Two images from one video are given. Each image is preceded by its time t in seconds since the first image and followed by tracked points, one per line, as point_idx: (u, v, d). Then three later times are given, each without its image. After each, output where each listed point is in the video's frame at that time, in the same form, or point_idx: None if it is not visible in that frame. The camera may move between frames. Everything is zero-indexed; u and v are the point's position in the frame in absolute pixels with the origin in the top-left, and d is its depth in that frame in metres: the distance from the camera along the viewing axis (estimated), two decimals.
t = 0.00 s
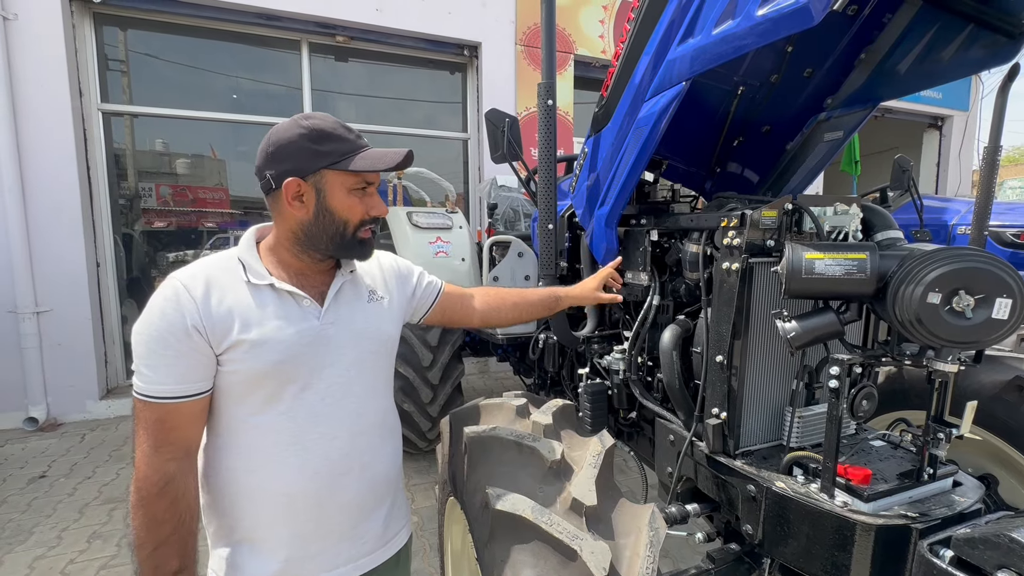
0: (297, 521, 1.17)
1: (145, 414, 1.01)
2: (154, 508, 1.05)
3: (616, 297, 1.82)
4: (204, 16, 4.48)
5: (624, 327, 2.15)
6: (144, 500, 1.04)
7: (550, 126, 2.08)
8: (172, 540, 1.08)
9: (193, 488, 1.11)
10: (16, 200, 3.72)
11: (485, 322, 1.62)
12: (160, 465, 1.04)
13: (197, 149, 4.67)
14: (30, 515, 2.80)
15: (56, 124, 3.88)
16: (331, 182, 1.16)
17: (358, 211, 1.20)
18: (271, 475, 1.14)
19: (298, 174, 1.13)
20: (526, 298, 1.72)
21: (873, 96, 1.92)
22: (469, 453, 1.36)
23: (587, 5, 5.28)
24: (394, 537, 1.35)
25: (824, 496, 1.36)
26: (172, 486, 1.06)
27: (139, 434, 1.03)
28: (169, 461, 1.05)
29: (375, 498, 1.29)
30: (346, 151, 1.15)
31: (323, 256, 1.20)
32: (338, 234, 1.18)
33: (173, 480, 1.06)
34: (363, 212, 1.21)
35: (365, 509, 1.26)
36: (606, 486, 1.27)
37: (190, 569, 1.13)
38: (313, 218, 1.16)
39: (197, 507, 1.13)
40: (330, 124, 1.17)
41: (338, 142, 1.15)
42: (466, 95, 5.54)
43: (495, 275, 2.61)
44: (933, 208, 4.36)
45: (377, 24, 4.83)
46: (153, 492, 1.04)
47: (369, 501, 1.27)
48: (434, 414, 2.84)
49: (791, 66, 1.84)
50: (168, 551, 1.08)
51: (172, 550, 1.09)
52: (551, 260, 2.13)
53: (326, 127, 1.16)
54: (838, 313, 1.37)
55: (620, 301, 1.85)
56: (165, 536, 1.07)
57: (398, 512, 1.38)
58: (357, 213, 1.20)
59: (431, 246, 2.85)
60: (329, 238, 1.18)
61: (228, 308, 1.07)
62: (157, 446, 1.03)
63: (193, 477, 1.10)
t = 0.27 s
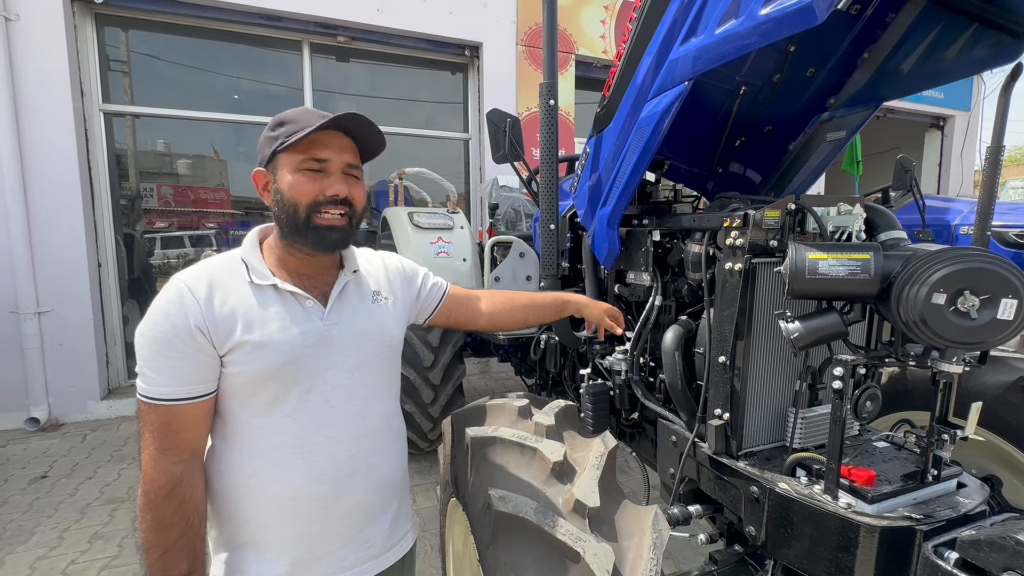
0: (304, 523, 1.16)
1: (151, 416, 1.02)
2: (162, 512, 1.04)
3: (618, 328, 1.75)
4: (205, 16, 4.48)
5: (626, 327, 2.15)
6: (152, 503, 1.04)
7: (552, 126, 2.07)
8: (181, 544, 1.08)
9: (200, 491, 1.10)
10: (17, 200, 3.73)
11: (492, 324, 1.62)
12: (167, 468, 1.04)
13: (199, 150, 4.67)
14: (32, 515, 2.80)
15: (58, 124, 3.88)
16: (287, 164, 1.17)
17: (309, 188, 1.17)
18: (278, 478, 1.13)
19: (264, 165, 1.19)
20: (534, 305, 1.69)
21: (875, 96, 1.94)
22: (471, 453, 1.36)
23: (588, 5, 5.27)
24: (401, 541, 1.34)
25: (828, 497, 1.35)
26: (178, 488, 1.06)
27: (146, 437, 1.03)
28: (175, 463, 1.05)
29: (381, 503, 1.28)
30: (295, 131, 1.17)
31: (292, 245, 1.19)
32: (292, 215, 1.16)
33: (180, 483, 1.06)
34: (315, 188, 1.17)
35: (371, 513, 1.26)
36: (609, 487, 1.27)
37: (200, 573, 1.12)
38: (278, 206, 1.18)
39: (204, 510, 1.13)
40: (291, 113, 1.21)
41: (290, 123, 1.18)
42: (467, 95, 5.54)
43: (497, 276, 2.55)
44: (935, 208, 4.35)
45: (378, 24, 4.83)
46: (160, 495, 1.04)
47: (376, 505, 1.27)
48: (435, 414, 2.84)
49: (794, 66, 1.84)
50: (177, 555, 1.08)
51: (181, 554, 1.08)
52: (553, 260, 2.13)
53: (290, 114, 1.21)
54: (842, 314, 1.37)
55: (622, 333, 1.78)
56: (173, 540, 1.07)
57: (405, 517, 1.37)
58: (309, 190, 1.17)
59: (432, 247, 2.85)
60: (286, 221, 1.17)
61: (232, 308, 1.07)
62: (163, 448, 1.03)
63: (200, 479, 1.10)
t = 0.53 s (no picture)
0: (295, 531, 1.16)
1: (142, 414, 1.02)
2: (151, 511, 1.04)
3: (616, 339, 1.83)
4: (205, 16, 4.48)
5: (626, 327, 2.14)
6: (140, 503, 1.04)
7: (552, 126, 2.06)
8: (169, 544, 1.08)
9: (190, 491, 1.11)
10: (17, 200, 3.73)
11: (491, 335, 1.64)
12: (156, 468, 1.04)
13: (199, 150, 4.66)
14: (32, 515, 2.80)
15: (58, 124, 3.88)
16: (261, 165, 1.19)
17: (273, 194, 1.18)
18: (269, 484, 1.13)
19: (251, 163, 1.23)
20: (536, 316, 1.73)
21: (876, 95, 1.93)
22: (471, 453, 1.36)
23: (588, 5, 5.27)
24: (396, 545, 1.33)
25: (829, 498, 1.35)
26: (167, 488, 1.06)
27: (136, 436, 1.04)
28: (165, 463, 1.05)
29: (378, 507, 1.28)
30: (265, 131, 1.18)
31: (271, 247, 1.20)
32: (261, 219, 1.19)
33: (169, 482, 1.06)
34: (277, 196, 1.18)
35: (366, 521, 1.25)
36: (609, 488, 1.26)
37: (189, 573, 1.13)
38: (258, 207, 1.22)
39: (195, 511, 1.13)
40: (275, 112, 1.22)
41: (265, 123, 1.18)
42: (467, 95, 5.54)
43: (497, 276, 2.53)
44: (936, 208, 4.34)
45: (378, 25, 4.83)
46: (149, 494, 1.04)
47: (369, 512, 1.26)
48: (435, 414, 2.84)
49: (795, 65, 1.83)
50: (166, 555, 1.08)
51: (169, 555, 1.08)
52: (553, 260, 2.12)
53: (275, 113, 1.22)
54: (843, 314, 1.37)
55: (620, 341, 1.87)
56: (162, 540, 1.07)
57: (402, 521, 1.36)
58: (273, 196, 1.18)
59: (432, 247, 2.84)
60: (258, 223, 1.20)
61: (228, 307, 1.07)
62: (153, 447, 1.03)
63: (190, 480, 1.10)
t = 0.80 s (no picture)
0: (290, 535, 1.15)
1: (136, 414, 1.01)
2: (142, 514, 1.04)
3: (619, 340, 1.80)
4: (205, 16, 4.48)
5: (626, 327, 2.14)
6: (132, 506, 1.03)
7: (552, 126, 2.05)
8: (159, 548, 1.07)
9: (183, 494, 1.10)
10: (17, 200, 3.72)
11: (490, 339, 1.63)
12: (149, 470, 1.03)
13: (199, 150, 4.66)
14: (32, 515, 2.80)
15: (57, 124, 3.88)
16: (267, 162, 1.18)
17: (279, 192, 1.18)
18: (266, 487, 1.13)
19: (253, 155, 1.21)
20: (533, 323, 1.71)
21: (876, 95, 1.92)
22: (470, 454, 1.36)
23: (587, 4, 5.27)
24: (393, 549, 1.33)
25: (829, 497, 1.35)
26: (160, 491, 1.05)
27: (129, 438, 1.03)
28: (158, 465, 1.04)
29: (377, 509, 1.28)
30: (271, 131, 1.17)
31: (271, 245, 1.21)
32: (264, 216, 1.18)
33: (162, 485, 1.05)
34: (283, 194, 1.18)
35: (363, 524, 1.25)
36: (608, 488, 1.25)
37: None
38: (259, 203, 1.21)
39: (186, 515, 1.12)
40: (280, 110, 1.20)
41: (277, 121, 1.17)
42: (467, 95, 5.53)
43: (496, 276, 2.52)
44: (935, 207, 4.34)
45: (377, 24, 4.82)
46: (141, 496, 1.03)
47: (366, 517, 1.25)
48: (435, 414, 2.83)
49: (794, 64, 1.83)
50: (155, 561, 1.07)
51: (160, 559, 1.08)
52: (552, 260, 2.11)
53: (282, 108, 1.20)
54: (843, 313, 1.36)
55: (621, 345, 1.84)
56: (153, 543, 1.06)
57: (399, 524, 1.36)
58: (280, 193, 1.17)
59: (431, 246, 2.84)
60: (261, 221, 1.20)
61: (227, 306, 1.08)
62: (146, 449, 1.02)
63: (183, 483, 1.10)
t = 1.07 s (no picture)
0: (295, 537, 1.15)
1: (131, 419, 1.00)
2: (141, 521, 1.03)
3: (616, 334, 1.79)
4: (203, 15, 4.47)
5: (624, 326, 2.14)
6: (129, 513, 1.02)
7: (550, 125, 2.05)
8: (160, 554, 1.06)
9: (180, 499, 1.09)
10: (14, 200, 3.72)
11: (485, 339, 1.63)
12: (146, 476, 1.02)
13: (198, 149, 4.66)
14: (29, 515, 2.79)
15: (55, 124, 3.87)
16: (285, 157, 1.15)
17: (298, 189, 1.16)
18: (269, 489, 1.12)
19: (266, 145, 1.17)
20: (527, 321, 1.72)
21: (874, 92, 1.90)
22: (467, 453, 1.34)
23: (586, 3, 5.26)
24: (393, 549, 1.33)
25: (826, 496, 1.35)
26: (158, 496, 1.04)
27: (122, 444, 1.01)
28: (155, 470, 1.03)
29: (377, 508, 1.28)
30: (290, 123, 1.14)
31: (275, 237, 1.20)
32: (277, 212, 1.16)
33: (159, 491, 1.04)
34: (301, 191, 1.16)
35: (364, 524, 1.25)
36: (606, 486, 1.25)
37: None
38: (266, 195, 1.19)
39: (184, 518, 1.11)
40: (298, 103, 1.17)
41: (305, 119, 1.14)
42: (466, 94, 5.53)
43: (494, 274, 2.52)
44: (934, 206, 4.34)
45: (376, 23, 4.82)
46: (138, 503, 1.02)
47: (365, 518, 1.25)
48: (434, 414, 2.83)
49: (792, 63, 1.83)
50: (156, 568, 1.06)
51: (162, 565, 1.07)
52: (550, 259, 2.11)
53: (303, 102, 1.17)
54: (840, 311, 1.36)
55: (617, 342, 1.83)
56: (153, 549, 1.06)
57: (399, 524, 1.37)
58: (298, 190, 1.16)
59: (430, 246, 2.84)
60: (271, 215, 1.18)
61: (226, 305, 1.07)
62: (143, 454, 1.01)
63: (180, 487, 1.09)
